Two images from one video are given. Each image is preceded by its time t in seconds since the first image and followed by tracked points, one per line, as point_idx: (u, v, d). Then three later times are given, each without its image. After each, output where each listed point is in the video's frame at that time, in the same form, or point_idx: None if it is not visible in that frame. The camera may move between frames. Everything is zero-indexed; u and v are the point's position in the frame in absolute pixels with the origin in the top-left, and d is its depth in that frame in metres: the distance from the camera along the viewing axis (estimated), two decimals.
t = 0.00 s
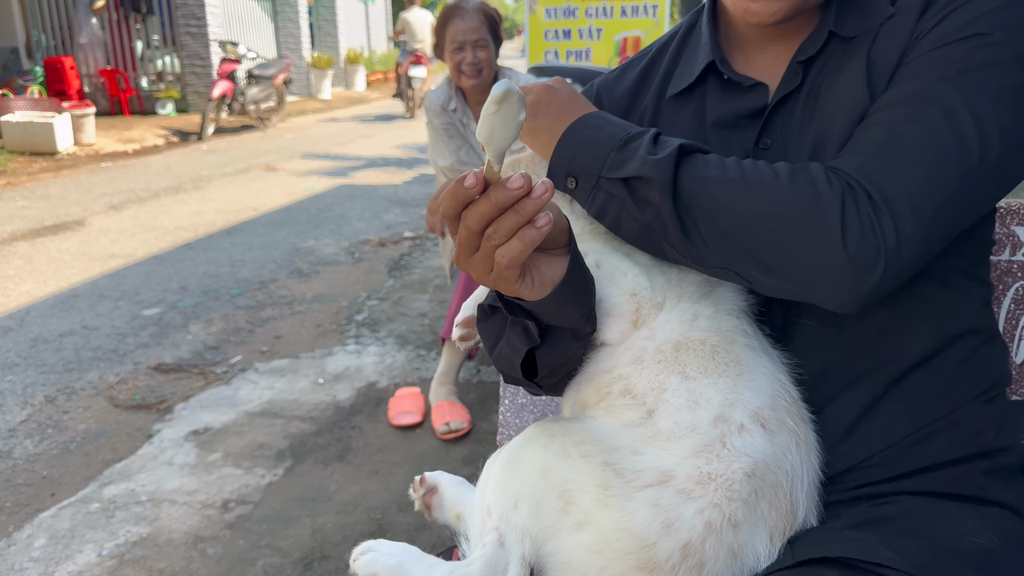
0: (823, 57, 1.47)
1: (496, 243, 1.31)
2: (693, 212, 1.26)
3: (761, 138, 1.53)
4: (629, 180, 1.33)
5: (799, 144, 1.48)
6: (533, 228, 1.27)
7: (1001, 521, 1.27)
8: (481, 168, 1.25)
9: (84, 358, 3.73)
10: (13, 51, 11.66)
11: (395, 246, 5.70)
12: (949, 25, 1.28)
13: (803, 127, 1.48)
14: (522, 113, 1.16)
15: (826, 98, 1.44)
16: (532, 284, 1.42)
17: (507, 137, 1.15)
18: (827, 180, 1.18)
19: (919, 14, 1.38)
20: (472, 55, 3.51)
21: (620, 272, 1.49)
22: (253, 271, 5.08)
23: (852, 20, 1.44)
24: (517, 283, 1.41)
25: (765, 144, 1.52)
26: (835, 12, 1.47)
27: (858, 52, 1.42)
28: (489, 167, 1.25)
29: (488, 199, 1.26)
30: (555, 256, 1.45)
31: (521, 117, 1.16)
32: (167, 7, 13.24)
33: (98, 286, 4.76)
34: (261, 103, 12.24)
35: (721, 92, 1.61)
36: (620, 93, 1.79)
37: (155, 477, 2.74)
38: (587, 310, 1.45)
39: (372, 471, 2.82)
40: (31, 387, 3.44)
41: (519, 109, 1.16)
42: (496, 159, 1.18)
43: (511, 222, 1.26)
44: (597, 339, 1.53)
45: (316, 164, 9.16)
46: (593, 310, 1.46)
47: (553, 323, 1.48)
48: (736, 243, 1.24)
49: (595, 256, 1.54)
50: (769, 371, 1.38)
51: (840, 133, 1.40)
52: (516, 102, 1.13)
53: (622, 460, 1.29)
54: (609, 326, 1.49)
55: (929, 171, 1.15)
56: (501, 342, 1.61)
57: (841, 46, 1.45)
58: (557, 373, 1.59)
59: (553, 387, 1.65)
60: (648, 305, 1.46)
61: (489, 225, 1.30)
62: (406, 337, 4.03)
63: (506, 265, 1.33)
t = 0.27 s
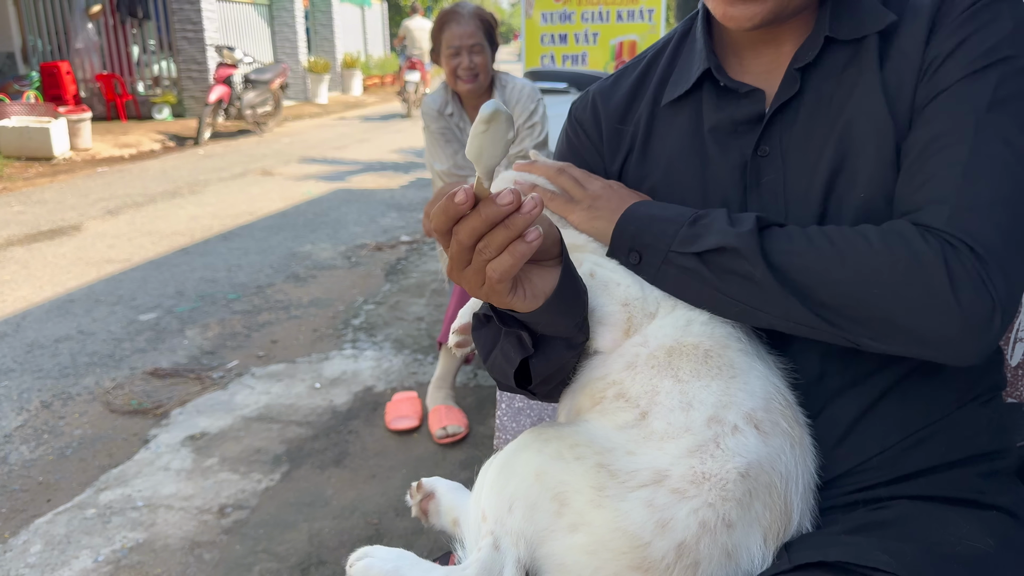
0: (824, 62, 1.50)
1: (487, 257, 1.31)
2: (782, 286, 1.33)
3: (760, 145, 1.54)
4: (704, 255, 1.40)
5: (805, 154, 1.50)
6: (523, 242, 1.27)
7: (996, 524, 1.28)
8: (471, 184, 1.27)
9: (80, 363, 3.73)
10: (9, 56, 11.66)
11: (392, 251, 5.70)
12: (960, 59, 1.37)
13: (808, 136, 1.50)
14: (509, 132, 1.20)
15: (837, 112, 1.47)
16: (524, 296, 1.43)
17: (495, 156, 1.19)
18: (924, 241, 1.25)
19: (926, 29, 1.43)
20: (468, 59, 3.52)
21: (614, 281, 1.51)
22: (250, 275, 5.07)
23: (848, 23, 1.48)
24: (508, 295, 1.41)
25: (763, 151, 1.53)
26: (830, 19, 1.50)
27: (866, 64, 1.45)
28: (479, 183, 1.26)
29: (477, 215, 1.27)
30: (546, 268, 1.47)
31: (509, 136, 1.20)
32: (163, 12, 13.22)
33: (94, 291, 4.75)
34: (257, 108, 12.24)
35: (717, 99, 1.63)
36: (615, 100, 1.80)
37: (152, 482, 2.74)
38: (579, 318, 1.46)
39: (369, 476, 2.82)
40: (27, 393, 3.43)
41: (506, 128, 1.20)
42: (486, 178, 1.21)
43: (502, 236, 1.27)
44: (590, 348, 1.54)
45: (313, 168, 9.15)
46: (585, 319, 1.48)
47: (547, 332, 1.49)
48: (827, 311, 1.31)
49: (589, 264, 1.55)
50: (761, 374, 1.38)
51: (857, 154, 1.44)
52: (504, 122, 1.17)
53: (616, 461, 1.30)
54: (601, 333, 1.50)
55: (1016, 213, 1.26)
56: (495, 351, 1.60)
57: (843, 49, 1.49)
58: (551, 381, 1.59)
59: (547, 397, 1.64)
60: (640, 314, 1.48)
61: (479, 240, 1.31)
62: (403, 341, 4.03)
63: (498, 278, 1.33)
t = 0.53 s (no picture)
0: (823, 73, 1.52)
1: (479, 251, 1.32)
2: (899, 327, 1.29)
3: (762, 158, 1.55)
4: (809, 313, 1.36)
5: (806, 164, 1.51)
6: (515, 235, 1.28)
7: (988, 527, 1.29)
8: (465, 178, 1.29)
9: (76, 368, 3.73)
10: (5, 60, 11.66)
11: (388, 255, 5.71)
12: (989, 82, 1.34)
13: (808, 145, 1.51)
14: (500, 125, 1.22)
15: (839, 123, 1.48)
16: (517, 290, 1.43)
17: (486, 149, 1.22)
18: None
19: (932, 44, 1.43)
20: (464, 65, 3.53)
21: (610, 287, 1.54)
22: (247, 280, 5.08)
23: (847, 37, 1.50)
24: (501, 290, 1.41)
25: (765, 163, 1.55)
26: (828, 31, 1.52)
27: (870, 78, 1.46)
28: (471, 177, 1.28)
29: (469, 208, 1.28)
30: (538, 264, 1.47)
31: (500, 128, 1.22)
32: (160, 17, 13.21)
33: (91, 296, 4.75)
34: (254, 113, 12.25)
35: (716, 106, 1.64)
36: (611, 103, 1.80)
37: (148, 487, 2.74)
38: (573, 316, 1.47)
39: (366, 480, 2.82)
40: (23, 398, 3.43)
41: (497, 120, 1.22)
42: (478, 170, 1.24)
43: (494, 230, 1.28)
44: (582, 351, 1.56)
45: (310, 172, 9.17)
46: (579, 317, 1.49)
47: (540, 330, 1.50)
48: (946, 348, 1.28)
49: (586, 268, 1.58)
50: (755, 382, 1.40)
51: (869, 172, 1.42)
52: (494, 113, 1.19)
53: (611, 465, 1.31)
54: (594, 339, 1.52)
55: None
56: (488, 347, 1.61)
57: (843, 61, 1.51)
58: (544, 379, 1.59)
59: (540, 395, 1.65)
60: (634, 321, 1.49)
61: (472, 234, 1.31)
62: (400, 345, 4.03)
63: (489, 271, 1.33)
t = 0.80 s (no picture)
0: (816, 81, 1.54)
1: (467, 249, 1.33)
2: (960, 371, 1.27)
3: (761, 167, 1.56)
4: (889, 394, 1.31)
5: (803, 172, 1.52)
6: (503, 232, 1.29)
7: (980, 532, 1.30)
8: (453, 175, 1.30)
9: (73, 373, 3.73)
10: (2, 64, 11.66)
11: (385, 259, 5.73)
12: (1004, 99, 1.35)
13: (805, 154, 1.52)
14: (485, 120, 1.23)
15: (836, 133, 1.49)
16: (505, 288, 1.44)
17: (472, 145, 1.22)
18: None
19: (927, 60, 1.45)
20: (460, 70, 3.55)
21: (596, 291, 1.55)
22: (243, 284, 5.08)
23: (840, 45, 1.52)
24: (489, 287, 1.42)
25: (763, 172, 1.55)
26: (821, 37, 1.54)
27: (868, 87, 1.48)
28: (459, 174, 1.29)
29: (458, 206, 1.29)
30: (528, 263, 1.48)
31: (485, 124, 1.23)
32: (157, 21, 13.22)
33: (87, 300, 4.76)
34: (251, 116, 12.27)
35: (713, 115, 1.66)
36: (603, 108, 1.82)
37: (144, 492, 2.74)
38: (562, 315, 1.48)
39: (362, 485, 2.82)
40: (19, 403, 3.43)
41: (482, 116, 1.23)
42: (464, 166, 1.24)
43: (481, 227, 1.29)
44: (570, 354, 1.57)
45: (307, 176, 9.18)
46: (568, 316, 1.50)
47: (528, 329, 1.50)
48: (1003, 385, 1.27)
49: (576, 270, 1.59)
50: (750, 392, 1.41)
51: (869, 180, 1.43)
52: (478, 109, 1.20)
53: (603, 471, 1.31)
54: (581, 343, 1.53)
55: None
56: (479, 347, 1.62)
57: (836, 69, 1.53)
58: (534, 380, 1.58)
59: (531, 396, 1.65)
60: (621, 327, 1.50)
61: (460, 231, 1.32)
62: (396, 349, 4.04)
63: (476, 268, 1.34)
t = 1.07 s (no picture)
0: (815, 81, 1.55)
1: (467, 243, 1.33)
2: (991, 389, 1.27)
3: (756, 163, 1.56)
4: (954, 449, 1.28)
5: (803, 172, 1.52)
6: (504, 227, 1.29)
7: (981, 534, 1.30)
8: (455, 169, 1.30)
9: (71, 376, 3.72)
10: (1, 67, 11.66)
11: (384, 261, 5.73)
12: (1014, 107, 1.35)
13: (804, 155, 1.52)
14: (488, 112, 1.22)
15: (836, 135, 1.49)
16: (505, 284, 1.44)
17: (474, 137, 1.22)
18: None
19: (930, 66, 1.46)
20: (456, 73, 3.55)
21: (601, 287, 1.51)
22: (242, 287, 5.08)
23: (841, 46, 1.53)
24: (490, 283, 1.42)
25: (760, 170, 1.55)
26: (820, 38, 1.54)
27: (869, 87, 1.48)
28: (461, 167, 1.29)
29: (459, 200, 1.29)
30: (528, 260, 1.48)
31: (488, 116, 1.22)
32: (156, 24, 13.19)
33: (85, 303, 4.75)
34: (250, 119, 12.27)
35: (712, 116, 1.66)
36: (604, 110, 1.82)
37: (143, 495, 2.73)
38: (562, 313, 1.47)
39: (361, 488, 2.82)
40: (17, 406, 3.42)
41: (485, 108, 1.22)
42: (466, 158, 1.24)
43: (482, 222, 1.29)
44: (575, 351, 1.55)
45: (306, 179, 9.19)
46: (569, 313, 1.49)
47: (529, 326, 1.50)
48: None
49: (578, 269, 1.56)
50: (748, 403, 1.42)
51: (871, 184, 1.44)
52: (480, 101, 1.19)
53: (604, 478, 1.32)
54: (585, 341, 1.50)
55: None
56: (479, 345, 1.63)
57: (837, 70, 1.53)
58: (535, 377, 1.58)
59: (532, 396, 1.64)
60: (623, 325, 1.47)
61: (461, 225, 1.32)
62: (396, 352, 4.04)
63: (477, 263, 1.34)
